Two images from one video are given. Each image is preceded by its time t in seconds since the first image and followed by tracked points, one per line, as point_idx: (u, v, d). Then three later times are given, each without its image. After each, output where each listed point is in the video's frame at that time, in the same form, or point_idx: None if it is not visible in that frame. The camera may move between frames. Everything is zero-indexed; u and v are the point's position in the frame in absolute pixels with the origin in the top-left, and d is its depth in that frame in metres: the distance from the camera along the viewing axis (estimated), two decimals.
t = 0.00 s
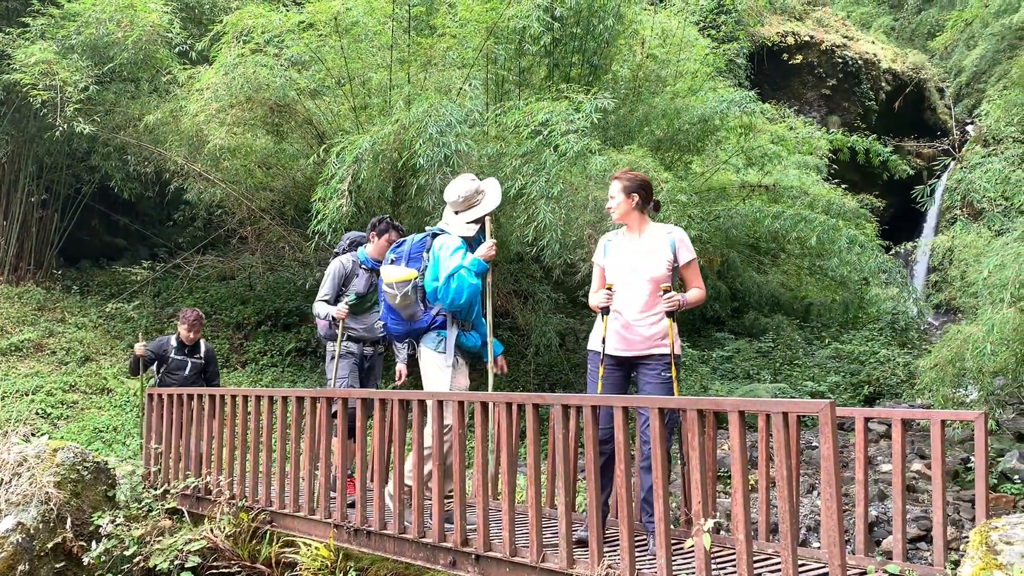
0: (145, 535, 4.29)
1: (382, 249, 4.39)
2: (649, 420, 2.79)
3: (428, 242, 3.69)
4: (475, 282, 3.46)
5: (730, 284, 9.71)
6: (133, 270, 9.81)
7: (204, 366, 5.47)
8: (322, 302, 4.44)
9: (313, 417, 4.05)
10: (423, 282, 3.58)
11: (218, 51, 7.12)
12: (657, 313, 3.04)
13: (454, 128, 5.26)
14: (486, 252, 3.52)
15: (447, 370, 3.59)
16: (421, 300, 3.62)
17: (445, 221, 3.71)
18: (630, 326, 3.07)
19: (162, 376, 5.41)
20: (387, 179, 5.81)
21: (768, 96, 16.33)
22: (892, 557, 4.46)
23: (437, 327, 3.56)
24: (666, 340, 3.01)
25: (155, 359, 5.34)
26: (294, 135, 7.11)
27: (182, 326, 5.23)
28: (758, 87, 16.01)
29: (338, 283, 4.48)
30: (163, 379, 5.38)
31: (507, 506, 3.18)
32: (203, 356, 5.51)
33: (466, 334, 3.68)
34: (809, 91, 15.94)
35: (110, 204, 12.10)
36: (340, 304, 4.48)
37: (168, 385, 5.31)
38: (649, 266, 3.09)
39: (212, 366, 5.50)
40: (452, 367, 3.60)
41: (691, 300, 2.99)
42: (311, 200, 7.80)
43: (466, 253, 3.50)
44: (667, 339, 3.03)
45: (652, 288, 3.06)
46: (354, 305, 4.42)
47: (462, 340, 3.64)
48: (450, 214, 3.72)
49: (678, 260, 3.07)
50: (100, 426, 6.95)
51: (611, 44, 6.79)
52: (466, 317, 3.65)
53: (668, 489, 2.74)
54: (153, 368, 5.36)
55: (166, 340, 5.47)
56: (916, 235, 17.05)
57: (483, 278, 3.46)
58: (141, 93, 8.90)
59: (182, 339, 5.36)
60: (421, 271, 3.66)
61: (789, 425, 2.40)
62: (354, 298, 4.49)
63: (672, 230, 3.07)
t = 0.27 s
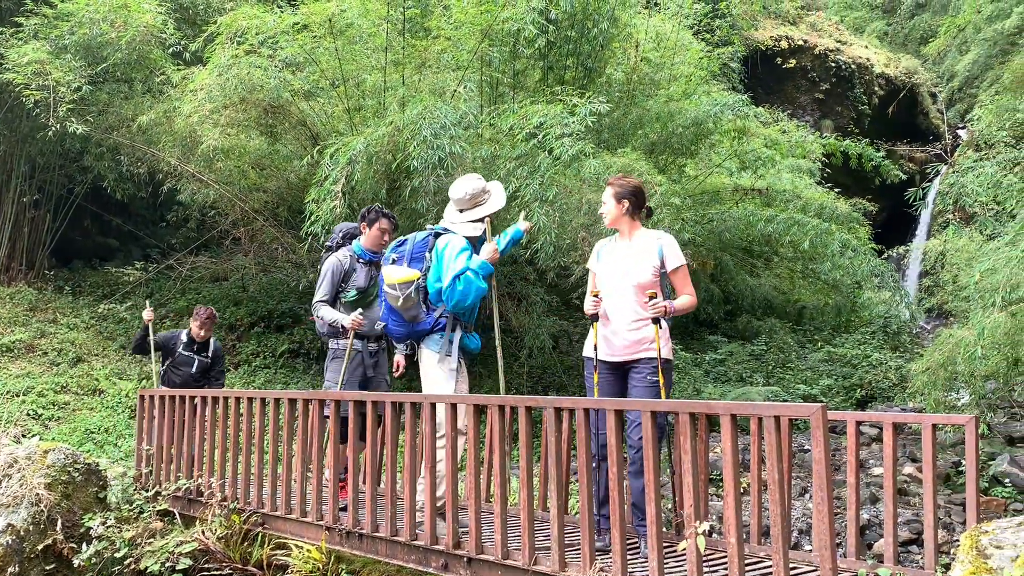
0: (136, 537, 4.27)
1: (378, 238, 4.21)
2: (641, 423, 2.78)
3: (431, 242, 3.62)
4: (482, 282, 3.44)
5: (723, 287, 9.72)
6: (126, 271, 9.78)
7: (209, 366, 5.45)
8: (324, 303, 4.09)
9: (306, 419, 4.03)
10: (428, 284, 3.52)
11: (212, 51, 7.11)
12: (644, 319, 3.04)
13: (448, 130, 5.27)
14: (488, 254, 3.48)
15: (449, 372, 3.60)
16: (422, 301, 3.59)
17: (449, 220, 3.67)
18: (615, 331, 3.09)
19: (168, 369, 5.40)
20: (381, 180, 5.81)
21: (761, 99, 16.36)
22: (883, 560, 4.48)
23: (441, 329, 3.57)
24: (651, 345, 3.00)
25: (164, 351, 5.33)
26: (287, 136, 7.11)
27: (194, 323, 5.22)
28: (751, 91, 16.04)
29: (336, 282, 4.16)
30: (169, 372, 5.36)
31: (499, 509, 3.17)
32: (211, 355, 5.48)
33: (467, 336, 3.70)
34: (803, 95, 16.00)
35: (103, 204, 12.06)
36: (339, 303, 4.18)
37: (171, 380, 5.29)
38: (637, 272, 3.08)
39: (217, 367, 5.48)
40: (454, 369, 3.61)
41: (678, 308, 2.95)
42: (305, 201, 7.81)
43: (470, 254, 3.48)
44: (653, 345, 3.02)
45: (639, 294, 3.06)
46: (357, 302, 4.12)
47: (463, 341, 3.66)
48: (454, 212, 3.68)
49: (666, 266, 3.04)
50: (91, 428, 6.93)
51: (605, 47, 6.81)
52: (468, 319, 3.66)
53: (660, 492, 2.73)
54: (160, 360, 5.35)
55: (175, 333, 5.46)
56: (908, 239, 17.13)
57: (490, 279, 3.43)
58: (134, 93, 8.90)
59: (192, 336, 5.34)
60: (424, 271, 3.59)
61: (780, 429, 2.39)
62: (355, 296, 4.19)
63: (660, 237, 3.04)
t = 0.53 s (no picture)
0: (127, 539, 4.27)
1: (379, 236, 4.16)
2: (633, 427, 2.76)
3: (431, 242, 3.60)
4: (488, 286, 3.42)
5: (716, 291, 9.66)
6: (117, 272, 9.73)
7: (207, 367, 5.43)
8: (324, 299, 4.08)
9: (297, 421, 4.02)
10: (430, 285, 3.49)
11: (205, 52, 7.09)
12: (638, 322, 3.04)
13: (442, 133, 5.27)
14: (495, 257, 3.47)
15: (450, 375, 3.59)
16: (425, 304, 3.52)
17: (449, 219, 3.63)
18: (608, 335, 3.08)
19: (165, 367, 5.36)
20: (374, 182, 5.80)
21: (754, 104, 16.42)
22: (874, 564, 4.49)
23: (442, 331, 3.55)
24: (647, 348, 2.99)
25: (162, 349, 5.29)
26: (280, 138, 7.11)
27: (195, 321, 5.20)
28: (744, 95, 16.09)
29: (340, 282, 4.15)
30: (166, 371, 5.32)
31: (491, 513, 3.15)
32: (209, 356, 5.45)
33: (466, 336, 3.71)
34: (796, 100, 16.06)
35: (95, 206, 12.01)
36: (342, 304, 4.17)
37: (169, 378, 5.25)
38: (630, 275, 3.09)
39: (215, 368, 5.45)
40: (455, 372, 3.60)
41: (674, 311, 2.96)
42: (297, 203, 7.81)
43: (474, 256, 3.46)
44: (648, 348, 3.02)
45: (632, 298, 3.06)
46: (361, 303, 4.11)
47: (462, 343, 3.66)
48: (452, 210, 3.64)
49: (658, 270, 3.06)
50: (81, 430, 6.90)
51: (599, 51, 6.83)
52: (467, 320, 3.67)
53: (650, 496, 2.72)
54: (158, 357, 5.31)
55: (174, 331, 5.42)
56: (899, 244, 17.21)
57: (497, 281, 3.39)
58: (126, 95, 8.90)
59: (192, 335, 5.30)
60: (425, 273, 3.55)
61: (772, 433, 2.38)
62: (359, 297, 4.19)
63: (654, 242, 3.06)
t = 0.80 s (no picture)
0: (115, 542, 4.25)
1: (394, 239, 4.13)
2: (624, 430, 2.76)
3: (426, 244, 3.57)
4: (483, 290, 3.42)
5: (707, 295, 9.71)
6: (108, 273, 9.69)
7: (199, 367, 5.41)
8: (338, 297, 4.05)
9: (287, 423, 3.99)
10: (424, 287, 3.49)
11: (197, 53, 7.08)
12: (634, 325, 3.07)
13: (435, 136, 5.27)
14: (489, 263, 3.50)
15: (444, 379, 3.58)
16: (418, 306, 3.51)
17: (442, 221, 3.63)
18: (609, 338, 3.05)
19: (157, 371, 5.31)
20: (366, 184, 5.80)
21: (747, 108, 16.51)
22: (864, 567, 4.51)
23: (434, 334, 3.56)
24: (646, 349, 3.04)
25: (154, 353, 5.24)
26: (272, 139, 7.11)
27: (185, 322, 5.17)
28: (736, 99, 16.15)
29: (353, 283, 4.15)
30: (158, 375, 5.28)
31: (481, 516, 3.14)
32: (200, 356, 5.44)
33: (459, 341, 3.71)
34: (787, 104, 16.18)
35: (85, 207, 11.96)
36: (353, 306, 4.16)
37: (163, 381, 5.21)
38: (628, 278, 3.10)
39: (208, 367, 5.45)
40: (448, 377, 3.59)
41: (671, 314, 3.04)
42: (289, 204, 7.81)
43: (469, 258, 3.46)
44: (644, 350, 3.08)
45: (631, 301, 3.08)
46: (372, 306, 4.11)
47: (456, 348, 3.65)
48: (444, 213, 3.66)
49: (651, 275, 3.15)
50: (70, 431, 6.88)
51: (592, 54, 6.87)
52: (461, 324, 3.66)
53: (641, 499, 2.71)
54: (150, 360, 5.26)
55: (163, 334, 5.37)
56: (890, 248, 17.31)
57: (492, 285, 3.43)
58: (118, 95, 8.87)
59: (182, 335, 5.30)
60: (419, 275, 3.54)
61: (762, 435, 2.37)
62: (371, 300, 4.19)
63: (649, 247, 3.14)
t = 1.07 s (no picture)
0: (103, 543, 4.24)
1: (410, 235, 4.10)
2: (614, 432, 2.75)
3: (416, 244, 3.55)
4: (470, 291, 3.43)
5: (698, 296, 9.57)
6: (97, 273, 9.63)
7: (185, 367, 5.40)
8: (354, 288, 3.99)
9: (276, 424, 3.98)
10: (412, 288, 3.49)
11: (188, 52, 7.05)
12: (629, 327, 3.12)
13: (427, 136, 5.27)
14: (479, 265, 3.50)
15: (430, 379, 3.57)
16: (406, 306, 3.51)
17: (432, 222, 3.63)
18: (612, 341, 3.07)
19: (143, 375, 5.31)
20: (357, 185, 5.80)
21: (737, 110, 16.52)
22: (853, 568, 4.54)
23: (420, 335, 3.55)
24: (642, 351, 3.16)
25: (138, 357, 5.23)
26: (263, 139, 7.11)
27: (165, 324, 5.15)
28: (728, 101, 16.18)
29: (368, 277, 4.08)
30: (145, 379, 5.27)
31: (471, 517, 3.13)
32: (185, 356, 5.43)
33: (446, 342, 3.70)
34: (779, 107, 16.23)
35: (75, 207, 11.90)
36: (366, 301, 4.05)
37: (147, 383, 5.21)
38: (628, 282, 3.13)
39: (193, 367, 5.44)
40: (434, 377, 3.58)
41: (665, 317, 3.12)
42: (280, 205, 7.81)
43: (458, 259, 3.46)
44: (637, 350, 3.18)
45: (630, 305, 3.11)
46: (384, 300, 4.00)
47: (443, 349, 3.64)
48: (433, 215, 3.65)
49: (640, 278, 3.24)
50: (59, 432, 6.85)
51: (584, 56, 6.90)
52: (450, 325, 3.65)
53: (631, 501, 2.71)
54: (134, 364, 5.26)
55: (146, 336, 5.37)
56: (880, 251, 17.41)
57: (479, 288, 3.44)
58: (107, 94, 8.83)
59: (165, 336, 5.29)
60: (409, 274, 3.52)
61: (752, 437, 2.37)
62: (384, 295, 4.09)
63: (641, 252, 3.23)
